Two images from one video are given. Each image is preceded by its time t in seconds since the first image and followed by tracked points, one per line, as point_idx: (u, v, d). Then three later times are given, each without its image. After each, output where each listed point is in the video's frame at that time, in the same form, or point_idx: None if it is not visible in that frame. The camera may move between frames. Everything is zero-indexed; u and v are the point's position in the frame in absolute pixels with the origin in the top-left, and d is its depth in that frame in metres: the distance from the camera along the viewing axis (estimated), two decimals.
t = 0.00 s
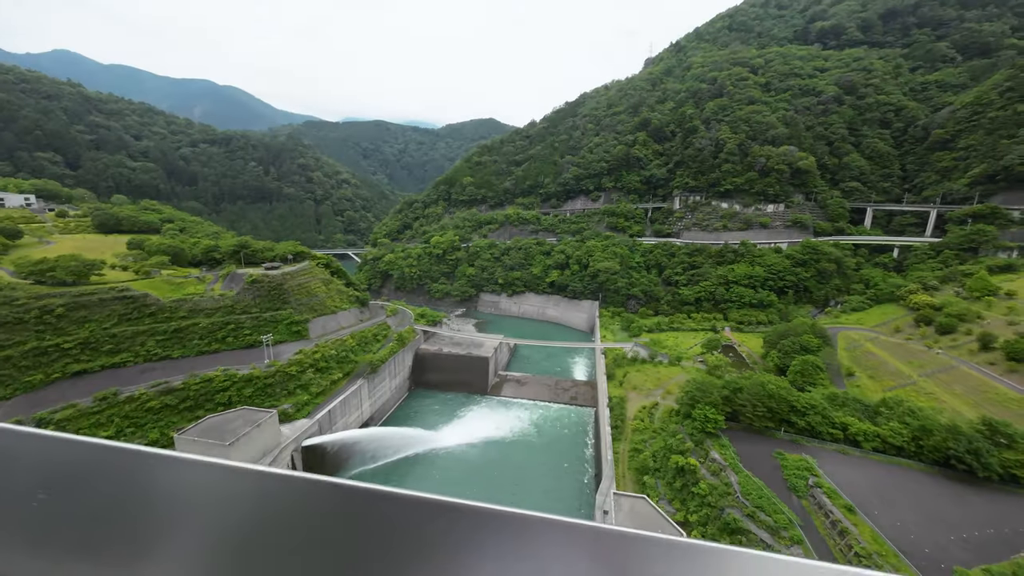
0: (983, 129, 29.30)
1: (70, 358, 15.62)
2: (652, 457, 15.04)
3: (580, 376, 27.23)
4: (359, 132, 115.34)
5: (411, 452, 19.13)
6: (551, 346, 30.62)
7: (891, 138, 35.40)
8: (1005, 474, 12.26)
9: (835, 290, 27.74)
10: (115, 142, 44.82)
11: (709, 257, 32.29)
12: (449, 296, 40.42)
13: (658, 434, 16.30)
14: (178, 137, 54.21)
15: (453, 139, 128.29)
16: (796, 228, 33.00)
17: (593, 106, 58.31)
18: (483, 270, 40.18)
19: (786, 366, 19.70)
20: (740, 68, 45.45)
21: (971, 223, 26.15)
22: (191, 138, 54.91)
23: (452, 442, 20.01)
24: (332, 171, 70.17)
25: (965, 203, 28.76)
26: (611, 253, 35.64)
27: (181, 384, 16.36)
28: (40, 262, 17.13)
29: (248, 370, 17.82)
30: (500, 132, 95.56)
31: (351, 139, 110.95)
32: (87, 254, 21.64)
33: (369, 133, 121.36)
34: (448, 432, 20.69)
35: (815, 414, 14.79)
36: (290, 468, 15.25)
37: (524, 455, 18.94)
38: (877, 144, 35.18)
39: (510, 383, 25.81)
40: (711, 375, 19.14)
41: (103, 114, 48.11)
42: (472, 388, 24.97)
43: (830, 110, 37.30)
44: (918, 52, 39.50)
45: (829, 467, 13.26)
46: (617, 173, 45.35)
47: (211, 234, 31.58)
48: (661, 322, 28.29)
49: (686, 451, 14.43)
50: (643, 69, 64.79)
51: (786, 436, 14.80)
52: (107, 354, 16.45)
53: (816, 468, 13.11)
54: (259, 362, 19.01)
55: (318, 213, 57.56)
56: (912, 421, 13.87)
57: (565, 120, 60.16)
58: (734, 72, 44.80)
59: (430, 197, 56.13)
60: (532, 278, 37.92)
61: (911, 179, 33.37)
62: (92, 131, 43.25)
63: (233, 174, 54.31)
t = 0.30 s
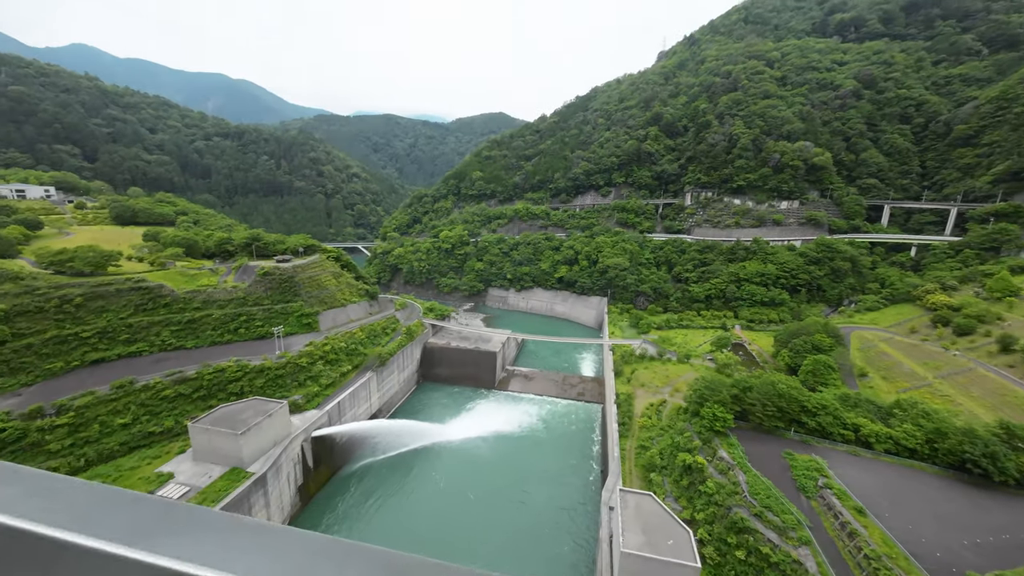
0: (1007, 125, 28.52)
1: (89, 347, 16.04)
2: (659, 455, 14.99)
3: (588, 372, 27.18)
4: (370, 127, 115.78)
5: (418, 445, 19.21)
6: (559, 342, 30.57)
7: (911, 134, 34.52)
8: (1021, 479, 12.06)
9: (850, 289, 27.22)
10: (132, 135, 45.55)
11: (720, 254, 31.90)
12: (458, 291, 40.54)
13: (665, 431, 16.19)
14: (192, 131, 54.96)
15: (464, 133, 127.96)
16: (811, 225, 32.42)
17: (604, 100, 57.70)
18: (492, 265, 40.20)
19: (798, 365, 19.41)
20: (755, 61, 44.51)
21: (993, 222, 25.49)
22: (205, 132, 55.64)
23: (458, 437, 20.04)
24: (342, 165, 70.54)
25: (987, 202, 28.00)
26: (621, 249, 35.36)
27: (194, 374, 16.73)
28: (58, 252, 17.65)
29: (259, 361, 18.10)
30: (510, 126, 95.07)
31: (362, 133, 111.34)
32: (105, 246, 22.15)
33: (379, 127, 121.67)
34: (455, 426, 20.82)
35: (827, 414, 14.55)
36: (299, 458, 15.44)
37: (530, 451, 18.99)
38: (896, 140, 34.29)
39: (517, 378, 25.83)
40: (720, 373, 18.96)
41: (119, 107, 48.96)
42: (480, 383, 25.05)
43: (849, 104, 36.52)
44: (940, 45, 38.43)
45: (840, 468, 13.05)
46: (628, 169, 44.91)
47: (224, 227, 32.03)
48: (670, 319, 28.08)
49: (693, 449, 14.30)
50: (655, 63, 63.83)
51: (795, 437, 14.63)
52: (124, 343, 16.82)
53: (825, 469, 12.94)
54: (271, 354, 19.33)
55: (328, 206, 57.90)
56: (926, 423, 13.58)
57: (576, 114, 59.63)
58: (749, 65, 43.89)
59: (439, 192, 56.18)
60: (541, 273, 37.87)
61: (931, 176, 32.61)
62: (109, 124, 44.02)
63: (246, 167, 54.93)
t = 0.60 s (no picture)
0: None
1: (104, 333, 16.34)
2: (664, 447, 14.97)
3: (593, 365, 27.22)
4: (377, 117, 115.38)
5: (423, 435, 19.38)
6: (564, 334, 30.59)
7: (929, 126, 33.65)
8: None
9: (861, 285, 26.80)
10: (142, 124, 45.85)
11: (729, 248, 31.56)
12: (464, 283, 40.61)
13: (670, 425, 16.19)
14: (201, 120, 55.22)
15: (471, 123, 127.06)
16: (823, 219, 31.91)
17: (613, 91, 56.88)
18: (499, 257, 40.16)
19: (805, 361, 19.24)
20: (769, 51, 43.52)
21: (1012, 217, 24.88)
22: (214, 121, 55.84)
23: (463, 427, 20.19)
24: (350, 155, 70.52)
25: (1006, 196, 27.30)
26: (628, 242, 35.07)
27: (204, 362, 16.99)
28: (73, 240, 17.89)
29: (268, 350, 18.32)
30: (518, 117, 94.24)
31: (369, 123, 111.01)
32: (117, 234, 22.45)
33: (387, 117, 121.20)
34: (461, 416, 21.01)
35: (834, 411, 14.43)
36: (307, 445, 15.65)
37: (534, 442, 19.07)
38: (913, 132, 33.46)
39: (523, 370, 25.92)
40: (727, 368, 18.87)
41: (130, 97, 49.30)
42: (485, 374, 25.18)
43: (866, 96, 35.64)
44: (963, 34, 37.24)
45: (846, 464, 12.97)
46: (637, 160, 44.39)
47: (233, 216, 32.28)
48: (677, 313, 27.94)
49: (698, 443, 14.25)
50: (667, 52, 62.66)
51: (802, 432, 14.52)
52: (136, 330, 17.13)
53: (832, 466, 12.86)
54: (278, 343, 19.51)
55: (336, 196, 58.03)
56: (936, 421, 13.38)
57: (585, 105, 58.91)
58: (763, 55, 42.91)
59: (446, 183, 55.99)
60: (548, 265, 37.78)
61: (948, 170, 31.86)
62: (120, 113, 44.33)
63: (255, 157, 55.17)
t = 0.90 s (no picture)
0: None
1: (102, 322, 16.31)
2: (659, 438, 15.12)
3: (590, 356, 27.37)
4: (376, 105, 114.05)
5: (422, 425, 19.53)
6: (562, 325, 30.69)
7: (931, 119, 33.46)
8: (1021, 471, 12.06)
9: (858, 278, 26.85)
10: (137, 110, 45.24)
11: (728, 241, 31.55)
12: (462, 273, 40.57)
13: (666, 415, 16.36)
14: (197, 107, 54.51)
15: (470, 112, 125.72)
16: (823, 211, 31.42)
17: (614, 80, 56.27)
18: (497, 248, 40.05)
19: (801, 354, 19.39)
20: (772, 41, 43.02)
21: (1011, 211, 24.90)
22: (210, 108, 55.16)
23: (461, 416, 20.34)
24: (348, 144, 69.84)
25: (1006, 190, 27.27)
26: (627, 233, 34.99)
27: (202, 351, 17.02)
28: (68, 228, 17.76)
29: (266, 339, 18.34)
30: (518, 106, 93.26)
31: (368, 111, 109.76)
32: (113, 222, 22.32)
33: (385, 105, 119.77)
34: (459, 406, 21.15)
35: (829, 403, 14.57)
36: (306, 434, 15.75)
37: (532, 432, 19.25)
38: (914, 125, 33.24)
39: (521, 361, 26.05)
40: (724, 359, 19.00)
41: (124, 82, 48.56)
42: (484, 364, 25.30)
43: (868, 88, 35.40)
44: (968, 25, 36.83)
45: (840, 456, 13.12)
46: (637, 151, 44.11)
47: (230, 205, 32.09)
48: (675, 305, 28.02)
49: (694, 434, 14.39)
50: (669, 41, 61.86)
51: (796, 424, 14.70)
52: (134, 319, 17.09)
53: (825, 457, 13.01)
54: (277, 332, 19.54)
55: (334, 185, 57.52)
56: (929, 413, 13.54)
57: (585, 94, 58.27)
58: (766, 45, 42.44)
59: (445, 172, 55.61)
60: (546, 257, 37.73)
61: (949, 164, 31.74)
62: (114, 99, 43.69)
63: (251, 145, 54.65)
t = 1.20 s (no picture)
0: None
1: (95, 309, 16.20)
2: (653, 424, 15.34)
3: (586, 344, 27.55)
4: (370, 89, 112.00)
5: (418, 411, 19.68)
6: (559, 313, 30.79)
7: (930, 107, 33.29)
8: (1005, 457, 12.34)
9: (853, 267, 26.98)
10: (125, 92, 44.18)
11: (725, 229, 31.55)
12: (459, 261, 40.46)
13: (660, 402, 16.57)
14: (187, 89, 53.34)
15: (466, 97, 123.81)
16: (819, 201, 31.73)
17: (613, 65, 55.43)
18: (494, 236, 39.87)
19: (795, 342, 19.61)
20: (774, 26, 42.39)
21: (1005, 201, 25.02)
22: (200, 90, 53.98)
23: (457, 403, 20.50)
24: (342, 129, 68.73)
25: (1002, 180, 27.35)
26: (624, 221, 34.88)
27: (198, 337, 16.97)
28: (57, 213, 17.46)
29: (262, 326, 18.29)
30: (515, 91, 91.91)
31: (362, 95, 107.77)
32: (103, 207, 22.00)
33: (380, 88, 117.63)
34: (455, 393, 21.31)
35: (820, 390, 14.78)
36: (303, 420, 15.83)
37: (527, 418, 19.46)
38: (913, 114, 33.04)
39: (517, 348, 26.18)
40: (718, 347, 19.18)
41: (111, 63, 47.31)
42: (480, 352, 25.42)
43: (868, 75, 35.11)
44: (971, 12, 36.40)
45: (829, 442, 13.38)
46: (635, 138, 43.72)
47: (223, 190, 31.65)
48: (671, 293, 28.11)
49: (687, 421, 14.63)
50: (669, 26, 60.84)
51: (788, 411, 14.93)
52: (127, 306, 16.96)
53: (815, 442, 13.25)
54: (273, 319, 19.48)
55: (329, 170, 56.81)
56: (917, 401, 13.79)
57: (583, 79, 57.42)
58: (767, 30, 41.85)
59: (441, 159, 54.98)
60: (543, 244, 37.63)
61: (946, 153, 31.68)
62: (101, 80, 42.60)
63: (244, 129, 53.72)
